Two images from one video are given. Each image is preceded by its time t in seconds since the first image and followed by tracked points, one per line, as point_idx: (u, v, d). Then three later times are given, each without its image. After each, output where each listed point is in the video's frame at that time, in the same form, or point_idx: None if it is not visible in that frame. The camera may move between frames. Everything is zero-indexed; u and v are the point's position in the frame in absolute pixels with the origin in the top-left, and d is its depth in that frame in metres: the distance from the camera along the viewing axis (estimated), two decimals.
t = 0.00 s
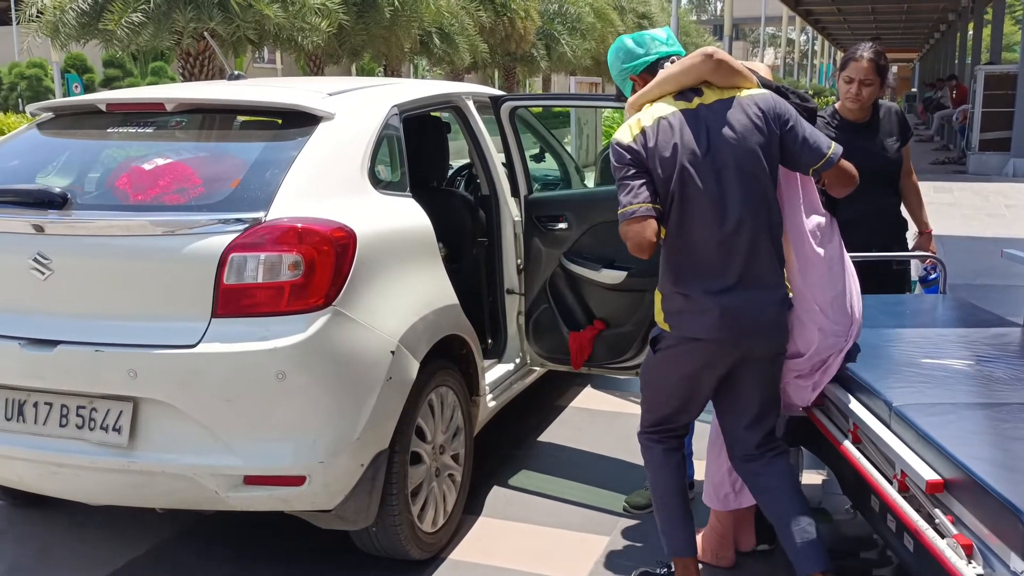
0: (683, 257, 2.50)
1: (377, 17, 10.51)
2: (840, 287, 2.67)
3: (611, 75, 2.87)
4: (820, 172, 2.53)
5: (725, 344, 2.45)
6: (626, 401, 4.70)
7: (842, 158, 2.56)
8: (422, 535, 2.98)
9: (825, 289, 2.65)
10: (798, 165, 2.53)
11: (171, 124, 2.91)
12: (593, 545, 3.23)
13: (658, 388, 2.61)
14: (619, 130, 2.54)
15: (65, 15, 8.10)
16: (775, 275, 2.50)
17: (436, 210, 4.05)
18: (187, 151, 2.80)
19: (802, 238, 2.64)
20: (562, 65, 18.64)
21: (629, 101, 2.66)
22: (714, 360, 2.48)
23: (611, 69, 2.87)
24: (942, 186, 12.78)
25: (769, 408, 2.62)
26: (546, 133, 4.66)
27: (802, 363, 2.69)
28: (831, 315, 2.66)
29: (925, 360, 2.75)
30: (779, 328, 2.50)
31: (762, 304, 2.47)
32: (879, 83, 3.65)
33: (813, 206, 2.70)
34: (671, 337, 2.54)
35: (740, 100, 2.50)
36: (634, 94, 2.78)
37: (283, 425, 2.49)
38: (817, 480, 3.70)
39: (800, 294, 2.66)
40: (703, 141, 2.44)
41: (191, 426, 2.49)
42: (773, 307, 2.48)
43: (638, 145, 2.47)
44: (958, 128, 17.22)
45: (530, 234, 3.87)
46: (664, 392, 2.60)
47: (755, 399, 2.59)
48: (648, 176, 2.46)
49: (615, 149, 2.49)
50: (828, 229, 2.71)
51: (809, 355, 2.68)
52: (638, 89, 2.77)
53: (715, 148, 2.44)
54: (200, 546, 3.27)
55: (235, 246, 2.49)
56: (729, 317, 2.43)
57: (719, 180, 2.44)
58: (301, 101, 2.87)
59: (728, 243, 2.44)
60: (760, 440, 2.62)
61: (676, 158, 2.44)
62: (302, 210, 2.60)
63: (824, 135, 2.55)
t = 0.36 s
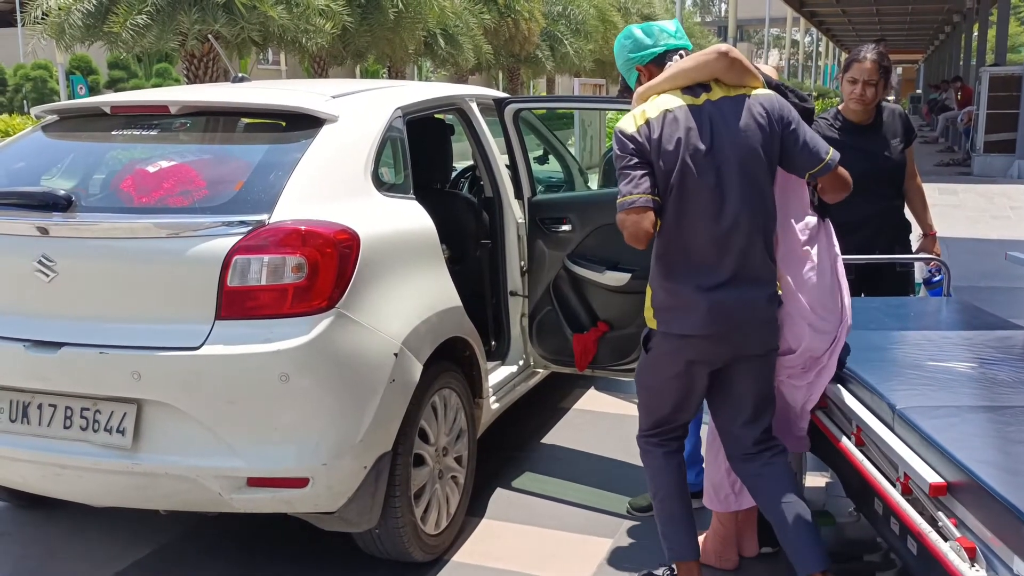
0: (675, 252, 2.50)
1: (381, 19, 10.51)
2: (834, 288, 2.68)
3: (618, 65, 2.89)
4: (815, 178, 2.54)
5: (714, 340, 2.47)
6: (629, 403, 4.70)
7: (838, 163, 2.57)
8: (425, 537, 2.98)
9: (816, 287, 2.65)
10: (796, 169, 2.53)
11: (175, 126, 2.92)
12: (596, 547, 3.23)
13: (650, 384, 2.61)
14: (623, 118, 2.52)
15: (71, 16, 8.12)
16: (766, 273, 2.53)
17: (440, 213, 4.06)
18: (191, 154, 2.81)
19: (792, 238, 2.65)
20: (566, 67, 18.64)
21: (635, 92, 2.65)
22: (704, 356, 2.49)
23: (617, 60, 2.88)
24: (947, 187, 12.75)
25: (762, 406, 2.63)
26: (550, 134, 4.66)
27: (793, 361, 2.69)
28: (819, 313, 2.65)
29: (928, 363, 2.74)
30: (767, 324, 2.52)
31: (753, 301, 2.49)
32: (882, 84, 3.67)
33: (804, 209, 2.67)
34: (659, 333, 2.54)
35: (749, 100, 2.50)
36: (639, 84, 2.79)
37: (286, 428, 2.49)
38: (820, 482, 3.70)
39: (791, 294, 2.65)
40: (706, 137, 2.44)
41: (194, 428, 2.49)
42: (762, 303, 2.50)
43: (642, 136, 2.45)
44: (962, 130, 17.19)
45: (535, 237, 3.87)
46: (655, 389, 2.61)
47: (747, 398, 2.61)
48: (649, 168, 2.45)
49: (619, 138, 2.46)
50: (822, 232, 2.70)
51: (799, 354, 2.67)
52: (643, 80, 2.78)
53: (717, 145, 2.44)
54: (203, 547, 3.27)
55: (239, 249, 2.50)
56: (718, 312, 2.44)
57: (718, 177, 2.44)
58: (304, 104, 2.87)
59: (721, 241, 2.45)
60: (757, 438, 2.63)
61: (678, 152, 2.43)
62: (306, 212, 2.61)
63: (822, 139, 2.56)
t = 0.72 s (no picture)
0: (669, 253, 2.51)
1: (381, 22, 10.51)
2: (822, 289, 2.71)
3: (616, 63, 2.88)
4: (807, 178, 2.58)
5: (706, 341, 2.47)
6: (627, 407, 4.70)
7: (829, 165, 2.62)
8: (422, 541, 2.97)
9: (805, 289, 2.68)
10: (789, 170, 2.56)
11: (174, 129, 2.92)
12: (593, 552, 3.23)
13: (643, 386, 2.61)
14: (622, 118, 2.51)
15: (71, 18, 8.13)
16: (759, 275, 2.54)
17: (439, 218, 4.07)
18: (190, 157, 2.81)
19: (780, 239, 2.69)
20: (565, 70, 18.66)
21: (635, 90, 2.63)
22: (698, 357, 2.50)
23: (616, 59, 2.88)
24: (946, 192, 12.77)
25: (755, 409, 2.64)
26: (549, 139, 4.67)
27: (784, 361, 2.71)
28: (805, 312, 2.68)
29: (925, 368, 2.75)
30: (758, 326, 2.54)
31: (746, 303, 2.49)
32: (886, 84, 3.67)
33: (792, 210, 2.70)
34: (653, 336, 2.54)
35: (748, 104, 2.50)
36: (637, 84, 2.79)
37: (284, 431, 2.49)
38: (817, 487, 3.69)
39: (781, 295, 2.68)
40: (704, 139, 2.44)
41: (192, 431, 2.49)
42: (754, 304, 2.51)
43: (641, 136, 2.45)
44: (961, 135, 17.21)
45: (532, 240, 3.88)
46: (649, 393, 2.60)
47: (740, 400, 2.61)
48: (649, 168, 2.44)
49: (619, 136, 2.45)
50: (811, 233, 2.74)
51: (789, 355, 2.71)
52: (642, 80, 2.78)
53: (715, 147, 2.44)
54: (200, 550, 3.27)
55: (237, 252, 2.50)
56: (710, 314, 2.45)
57: (714, 178, 2.44)
58: (303, 108, 2.87)
59: (715, 243, 2.46)
60: (751, 441, 2.62)
61: (677, 153, 2.43)
62: (304, 215, 2.61)
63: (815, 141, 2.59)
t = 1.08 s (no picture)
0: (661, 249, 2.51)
1: (380, 23, 10.51)
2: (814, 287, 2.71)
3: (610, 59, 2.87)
4: (798, 178, 2.54)
5: (698, 336, 2.47)
6: (626, 409, 4.69)
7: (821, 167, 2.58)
8: (421, 543, 2.97)
9: (796, 288, 2.68)
10: (780, 170, 2.54)
11: (172, 130, 2.91)
12: (591, 553, 3.23)
13: (637, 382, 2.61)
14: (614, 110, 2.51)
15: (70, 20, 8.13)
16: (751, 270, 2.54)
17: (437, 219, 4.07)
18: (188, 158, 2.81)
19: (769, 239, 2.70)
20: (565, 72, 18.67)
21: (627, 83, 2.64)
22: (690, 353, 2.49)
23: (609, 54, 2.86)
24: (945, 194, 12.76)
25: (746, 405, 2.65)
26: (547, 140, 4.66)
27: (776, 361, 2.71)
28: (795, 311, 2.69)
29: (925, 370, 2.74)
30: (750, 321, 2.54)
31: (739, 298, 2.49)
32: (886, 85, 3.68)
33: (782, 209, 2.72)
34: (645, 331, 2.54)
35: (740, 100, 2.50)
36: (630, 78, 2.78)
37: (282, 432, 2.48)
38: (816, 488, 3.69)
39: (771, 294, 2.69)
40: (696, 133, 2.44)
41: (189, 433, 2.49)
42: (746, 299, 2.51)
43: (632, 128, 2.46)
44: (960, 137, 17.22)
45: (531, 241, 3.87)
46: (643, 390, 2.61)
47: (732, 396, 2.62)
48: (639, 160, 2.45)
49: (610, 129, 2.47)
50: (802, 232, 2.74)
51: (781, 355, 2.70)
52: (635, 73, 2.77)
53: (707, 141, 2.45)
54: (198, 552, 3.26)
55: (234, 254, 2.49)
56: (702, 308, 2.45)
57: (706, 173, 2.45)
58: (301, 109, 2.87)
59: (707, 237, 2.46)
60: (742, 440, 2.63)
61: (669, 146, 2.43)
62: (303, 216, 2.61)
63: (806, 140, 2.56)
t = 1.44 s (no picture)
0: (674, 241, 2.47)
1: (379, 24, 10.51)
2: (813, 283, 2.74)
3: (620, 54, 2.87)
4: (804, 175, 2.55)
5: (714, 328, 2.45)
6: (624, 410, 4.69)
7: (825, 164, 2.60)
8: (419, 544, 2.96)
9: (798, 284, 2.70)
10: (787, 165, 2.55)
11: (171, 131, 2.91)
12: (590, 554, 3.22)
13: (645, 377, 2.56)
14: (629, 101, 2.48)
15: (67, 21, 8.11)
16: (761, 263, 2.54)
17: (436, 220, 4.07)
18: (185, 159, 2.80)
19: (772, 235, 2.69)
20: (564, 72, 18.67)
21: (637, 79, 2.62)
22: (704, 346, 2.47)
23: (619, 48, 2.87)
24: (943, 194, 12.77)
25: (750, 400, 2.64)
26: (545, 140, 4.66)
27: (778, 361, 2.69)
28: (798, 308, 2.69)
29: (923, 370, 2.75)
30: (760, 314, 2.55)
31: (752, 290, 2.49)
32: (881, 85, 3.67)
33: (785, 206, 2.73)
34: (657, 326, 2.50)
35: (753, 91, 2.51)
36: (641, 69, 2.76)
37: (280, 433, 2.48)
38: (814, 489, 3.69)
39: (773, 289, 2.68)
40: (711, 124, 2.43)
41: (187, 434, 2.48)
42: (757, 291, 2.51)
43: (648, 118, 2.42)
44: (958, 137, 17.23)
45: (530, 242, 3.88)
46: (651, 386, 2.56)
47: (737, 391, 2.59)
48: (655, 149, 2.41)
49: (625, 119, 2.43)
50: (802, 229, 2.76)
51: (783, 353, 2.69)
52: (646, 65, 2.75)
53: (722, 132, 2.43)
54: (196, 554, 3.26)
55: (233, 254, 2.49)
56: (720, 301, 2.42)
57: (720, 164, 2.43)
58: (300, 110, 2.87)
59: (722, 229, 2.44)
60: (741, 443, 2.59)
61: (685, 136, 2.40)
62: (301, 217, 2.60)
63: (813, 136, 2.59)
